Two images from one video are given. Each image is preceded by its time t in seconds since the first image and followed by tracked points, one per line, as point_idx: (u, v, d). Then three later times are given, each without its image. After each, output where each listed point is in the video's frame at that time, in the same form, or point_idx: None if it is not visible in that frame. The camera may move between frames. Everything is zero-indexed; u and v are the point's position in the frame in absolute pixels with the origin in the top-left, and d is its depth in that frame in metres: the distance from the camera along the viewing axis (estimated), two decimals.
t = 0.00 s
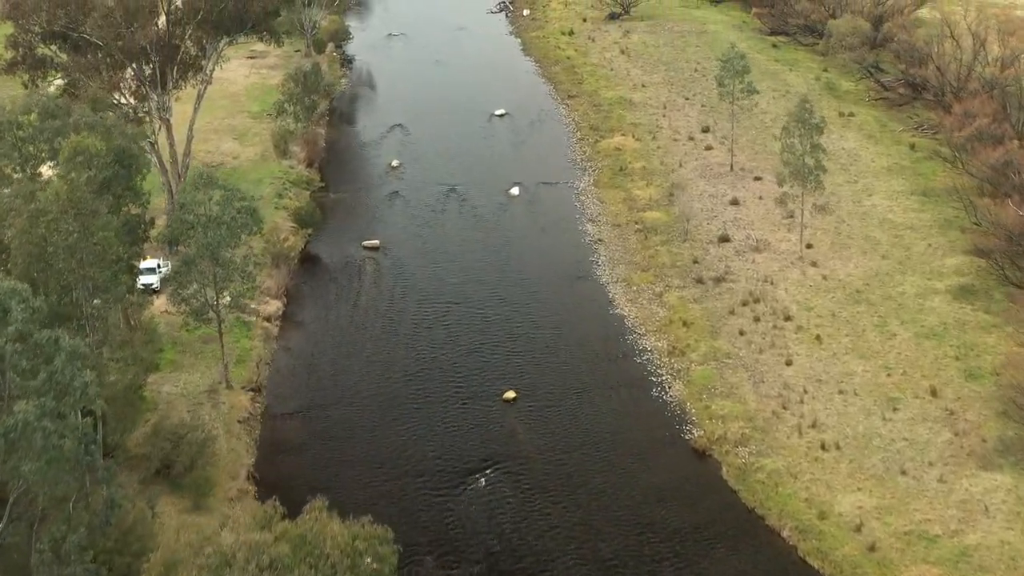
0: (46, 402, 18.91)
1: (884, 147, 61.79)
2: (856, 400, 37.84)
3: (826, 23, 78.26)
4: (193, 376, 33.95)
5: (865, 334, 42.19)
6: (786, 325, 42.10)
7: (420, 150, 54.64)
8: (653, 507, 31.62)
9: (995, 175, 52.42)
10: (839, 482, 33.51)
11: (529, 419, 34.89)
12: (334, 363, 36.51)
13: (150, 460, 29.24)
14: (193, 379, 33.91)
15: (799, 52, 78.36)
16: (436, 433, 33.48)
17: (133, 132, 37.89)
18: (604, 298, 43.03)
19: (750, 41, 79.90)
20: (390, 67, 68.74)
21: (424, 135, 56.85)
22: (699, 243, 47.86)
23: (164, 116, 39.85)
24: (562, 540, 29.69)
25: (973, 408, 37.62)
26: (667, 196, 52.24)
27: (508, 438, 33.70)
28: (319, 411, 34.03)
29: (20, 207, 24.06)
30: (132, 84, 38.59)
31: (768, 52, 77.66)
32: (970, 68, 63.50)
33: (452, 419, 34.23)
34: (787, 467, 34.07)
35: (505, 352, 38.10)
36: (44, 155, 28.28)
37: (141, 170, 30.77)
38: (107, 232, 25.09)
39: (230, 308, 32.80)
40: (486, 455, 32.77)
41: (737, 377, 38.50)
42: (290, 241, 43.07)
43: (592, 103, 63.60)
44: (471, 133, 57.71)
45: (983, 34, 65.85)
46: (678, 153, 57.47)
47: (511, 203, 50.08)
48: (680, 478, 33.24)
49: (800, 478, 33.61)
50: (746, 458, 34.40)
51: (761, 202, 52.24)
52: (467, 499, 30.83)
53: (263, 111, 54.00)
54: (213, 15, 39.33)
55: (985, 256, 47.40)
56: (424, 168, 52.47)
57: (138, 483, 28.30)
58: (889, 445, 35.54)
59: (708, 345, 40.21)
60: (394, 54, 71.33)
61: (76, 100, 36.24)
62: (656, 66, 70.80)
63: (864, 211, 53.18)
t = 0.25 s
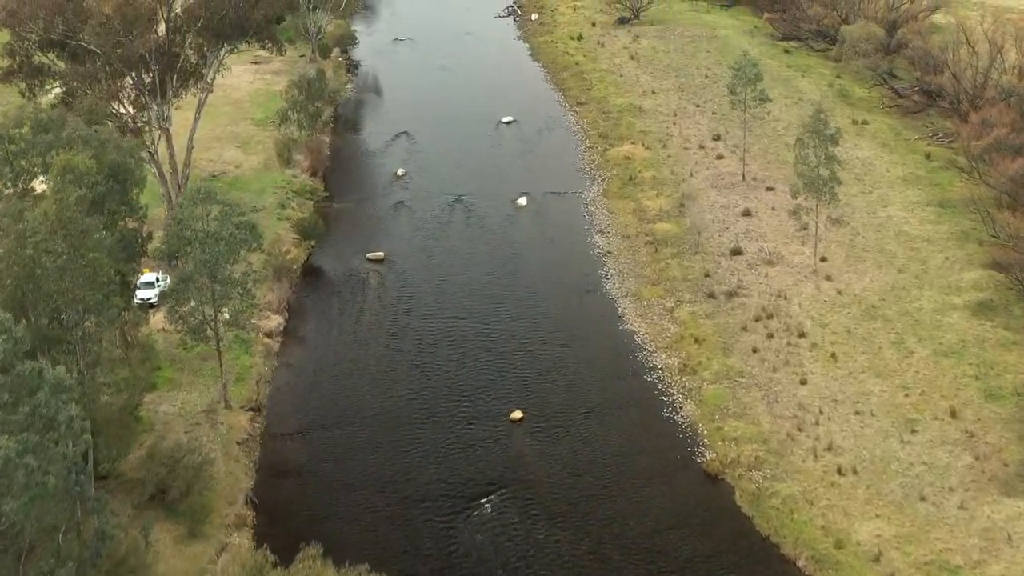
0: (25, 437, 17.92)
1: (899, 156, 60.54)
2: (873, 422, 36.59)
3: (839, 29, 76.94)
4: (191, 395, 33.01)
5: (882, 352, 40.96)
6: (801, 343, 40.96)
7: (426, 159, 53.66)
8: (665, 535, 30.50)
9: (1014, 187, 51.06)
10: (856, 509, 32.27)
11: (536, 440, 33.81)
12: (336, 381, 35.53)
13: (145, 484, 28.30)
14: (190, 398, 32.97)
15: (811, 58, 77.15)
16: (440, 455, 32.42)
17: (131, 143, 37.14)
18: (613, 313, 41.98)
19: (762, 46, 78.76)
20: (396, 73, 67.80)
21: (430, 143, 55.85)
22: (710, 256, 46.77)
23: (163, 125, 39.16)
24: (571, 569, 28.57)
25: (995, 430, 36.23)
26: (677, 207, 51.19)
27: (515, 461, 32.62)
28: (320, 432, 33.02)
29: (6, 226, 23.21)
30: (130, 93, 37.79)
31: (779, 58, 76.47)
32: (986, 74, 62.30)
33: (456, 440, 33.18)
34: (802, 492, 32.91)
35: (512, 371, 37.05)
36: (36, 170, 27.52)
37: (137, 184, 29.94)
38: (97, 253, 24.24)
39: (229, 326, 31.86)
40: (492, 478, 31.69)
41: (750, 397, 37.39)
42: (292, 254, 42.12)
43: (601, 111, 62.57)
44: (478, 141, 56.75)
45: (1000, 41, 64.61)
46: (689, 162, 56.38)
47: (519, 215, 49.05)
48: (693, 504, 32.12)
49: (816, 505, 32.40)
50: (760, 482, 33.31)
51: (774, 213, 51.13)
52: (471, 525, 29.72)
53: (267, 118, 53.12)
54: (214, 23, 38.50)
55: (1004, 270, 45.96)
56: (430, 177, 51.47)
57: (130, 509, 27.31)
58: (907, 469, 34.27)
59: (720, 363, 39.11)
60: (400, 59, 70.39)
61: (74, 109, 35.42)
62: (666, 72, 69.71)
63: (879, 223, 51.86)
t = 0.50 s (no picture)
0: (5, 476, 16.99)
1: (914, 166, 59.35)
2: (891, 445, 35.38)
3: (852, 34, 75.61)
4: (188, 415, 32.09)
5: (898, 370, 39.78)
6: (815, 360, 39.84)
7: (432, 167, 52.67)
8: (677, 563, 29.44)
9: None
10: (874, 537, 31.07)
11: (543, 463, 32.79)
12: (337, 400, 34.58)
13: (138, 511, 27.27)
14: (187, 418, 32.06)
15: (823, 63, 75.87)
16: (444, 479, 31.42)
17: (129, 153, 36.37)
18: (622, 329, 40.95)
19: (773, 51, 77.52)
20: (401, 78, 66.82)
21: (435, 151, 54.85)
22: (721, 269, 45.71)
23: (162, 135, 38.45)
24: None
25: (1016, 454, 34.95)
26: (688, 218, 50.14)
27: (521, 485, 31.61)
28: (320, 455, 32.06)
29: None
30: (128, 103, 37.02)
31: (791, 63, 75.26)
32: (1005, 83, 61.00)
33: (461, 463, 32.20)
34: (818, 519, 31.76)
35: (518, 391, 36.02)
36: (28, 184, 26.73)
37: (131, 200, 29.05)
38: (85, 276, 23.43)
39: (227, 345, 30.96)
40: (498, 504, 30.68)
41: (764, 418, 36.32)
42: (294, 267, 41.21)
43: (610, 118, 61.57)
44: (485, 150, 55.74)
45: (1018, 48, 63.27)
46: (699, 171, 55.31)
47: (526, 225, 48.06)
48: (705, 531, 31.05)
49: (833, 532, 31.23)
50: (774, 508, 32.25)
51: (787, 225, 50.01)
52: (476, 554, 28.70)
53: (270, 126, 52.23)
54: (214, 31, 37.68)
55: None
56: (435, 187, 50.49)
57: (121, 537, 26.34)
58: (926, 495, 33.06)
59: (732, 382, 38.05)
60: (406, 64, 69.41)
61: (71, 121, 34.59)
62: (676, 78, 68.63)
63: (894, 235, 50.72)
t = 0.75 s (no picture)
0: None
1: (929, 176, 58.07)
2: (909, 470, 34.08)
3: (866, 41, 74.25)
4: (185, 437, 31.14)
5: (916, 390, 38.46)
6: (830, 380, 38.67)
7: (438, 177, 51.73)
8: None
9: None
10: (893, 568, 29.80)
11: (550, 488, 31.76)
12: (339, 421, 33.61)
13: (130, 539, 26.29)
14: (184, 439, 31.12)
15: (835, 69, 74.62)
16: (448, 504, 30.42)
17: (126, 165, 35.56)
18: (632, 346, 39.93)
19: (785, 57, 76.33)
20: (407, 84, 65.93)
21: (441, 160, 53.91)
22: (733, 283, 44.60)
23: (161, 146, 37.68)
24: None
25: None
26: (699, 229, 49.03)
27: (528, 512, 30.56)
28: (320, 479, 31.08)
29: None
30: (126, 112, 36.19)
31: (803, 69, 74.08)
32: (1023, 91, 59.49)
33: (466, 488, 31.17)
34: (834, 548, 30.54)
35: (525, 411, 35.04)
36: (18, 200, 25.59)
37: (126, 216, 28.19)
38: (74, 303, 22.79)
39: (224, 366, 30.00)
40: (503, 531, 29.66)
41: (778, 440, 35.21)
42: (296, 281, 40.25)
43: (619, 126, 60.52)
44: (491, 158, 54.79)
45: None
46: (710, 181, 54.19)
47: (534, 237, 47.06)
48: (717, 561, 29.93)
49: (850, 563, 30.00)
50: (788, 536, 31.08)
51: (800, 237, 48.85)
52: None
53: (273, 133, 51.31)
54: (215, 39, 36.79)
55: None
56: (441, 197, 49.55)
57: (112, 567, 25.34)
58: (947, 523, 31.73)
59: (745, 402, 36.94)
60: (412, 70, 68.52)
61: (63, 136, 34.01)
62: (686, 84, 67.51)
63: (910, 248, 49.48)
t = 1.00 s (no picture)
0: None
1: (942, 185, 57.03)
2: (925, 492, 33.01)
3: (878, 46, 73.18)
4: (181, 456, 30.37)
5: (931, 408, 37.40)
6: (843, 397, 37.71)
7: (442, 185, 50.91)
8: None
9: None
10: None
11: (555, 509, 30.90)
12: (340, 439, 32.79)
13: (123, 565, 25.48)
14: (180, 458, 30.34)
15: (845, 74, 73.61)
16: (451, 527, 29.58)
17: (123, 175, 34.92)
18: (639, 360, 39.07)
19: (795, 62, 75.37)
20: (412, 89, 65.13)
21: (446, 168, 53.09)
22: (743, 296, 43.69)
23: (160, 155, 37.06)
24: None
25: None
26: (708, 239, 48.13)
27: (533, 536, 29.68)
28: (320, 500, 30.26)
29: None
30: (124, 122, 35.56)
31: (813, 74, 73.09)
32: None
33: (470, 510, 30.34)
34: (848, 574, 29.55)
35: (530, 428, 34.20)
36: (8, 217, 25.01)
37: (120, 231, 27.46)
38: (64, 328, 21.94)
39: (222, 384, 29.22)
40: (507, 556, 28.82)
41: (790, 461, 34.29)
42: (297, 293, 39.47)
43: (626, 132, 59.67)
44: (497, 166, 53.94)
45: None
46: (719, 190, 53.29)
47: (540, 247, 46.22)
48: None
49: None
50: (801, 561, 30.12)
51: (811, 248, 47.94)
52: None
53: (275, 140, 50.58)
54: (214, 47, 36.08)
55: None
56: (445, 205, 48.73)
57: None
58: (965, 548, 30.65)
59: (756, 420, 36.05)
60: (417, 74, 67.71)
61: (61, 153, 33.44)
62: (694, 90, 66.59)
63: (923, 259, 48.48)
